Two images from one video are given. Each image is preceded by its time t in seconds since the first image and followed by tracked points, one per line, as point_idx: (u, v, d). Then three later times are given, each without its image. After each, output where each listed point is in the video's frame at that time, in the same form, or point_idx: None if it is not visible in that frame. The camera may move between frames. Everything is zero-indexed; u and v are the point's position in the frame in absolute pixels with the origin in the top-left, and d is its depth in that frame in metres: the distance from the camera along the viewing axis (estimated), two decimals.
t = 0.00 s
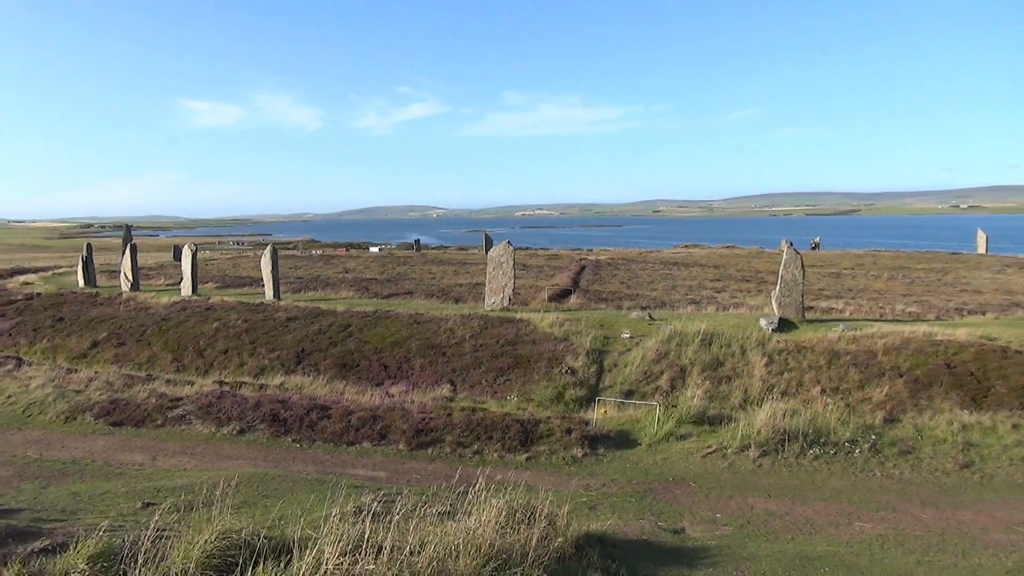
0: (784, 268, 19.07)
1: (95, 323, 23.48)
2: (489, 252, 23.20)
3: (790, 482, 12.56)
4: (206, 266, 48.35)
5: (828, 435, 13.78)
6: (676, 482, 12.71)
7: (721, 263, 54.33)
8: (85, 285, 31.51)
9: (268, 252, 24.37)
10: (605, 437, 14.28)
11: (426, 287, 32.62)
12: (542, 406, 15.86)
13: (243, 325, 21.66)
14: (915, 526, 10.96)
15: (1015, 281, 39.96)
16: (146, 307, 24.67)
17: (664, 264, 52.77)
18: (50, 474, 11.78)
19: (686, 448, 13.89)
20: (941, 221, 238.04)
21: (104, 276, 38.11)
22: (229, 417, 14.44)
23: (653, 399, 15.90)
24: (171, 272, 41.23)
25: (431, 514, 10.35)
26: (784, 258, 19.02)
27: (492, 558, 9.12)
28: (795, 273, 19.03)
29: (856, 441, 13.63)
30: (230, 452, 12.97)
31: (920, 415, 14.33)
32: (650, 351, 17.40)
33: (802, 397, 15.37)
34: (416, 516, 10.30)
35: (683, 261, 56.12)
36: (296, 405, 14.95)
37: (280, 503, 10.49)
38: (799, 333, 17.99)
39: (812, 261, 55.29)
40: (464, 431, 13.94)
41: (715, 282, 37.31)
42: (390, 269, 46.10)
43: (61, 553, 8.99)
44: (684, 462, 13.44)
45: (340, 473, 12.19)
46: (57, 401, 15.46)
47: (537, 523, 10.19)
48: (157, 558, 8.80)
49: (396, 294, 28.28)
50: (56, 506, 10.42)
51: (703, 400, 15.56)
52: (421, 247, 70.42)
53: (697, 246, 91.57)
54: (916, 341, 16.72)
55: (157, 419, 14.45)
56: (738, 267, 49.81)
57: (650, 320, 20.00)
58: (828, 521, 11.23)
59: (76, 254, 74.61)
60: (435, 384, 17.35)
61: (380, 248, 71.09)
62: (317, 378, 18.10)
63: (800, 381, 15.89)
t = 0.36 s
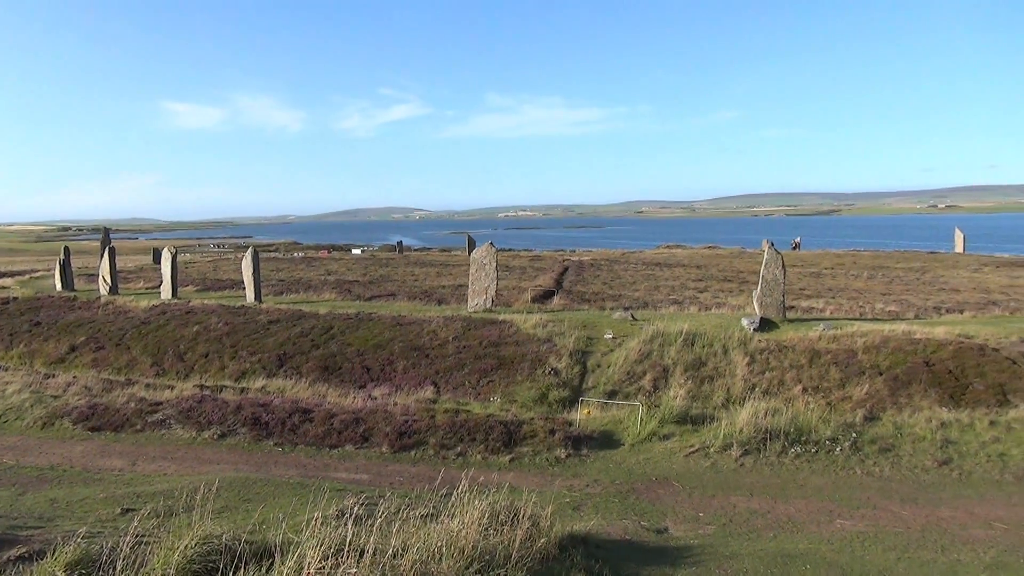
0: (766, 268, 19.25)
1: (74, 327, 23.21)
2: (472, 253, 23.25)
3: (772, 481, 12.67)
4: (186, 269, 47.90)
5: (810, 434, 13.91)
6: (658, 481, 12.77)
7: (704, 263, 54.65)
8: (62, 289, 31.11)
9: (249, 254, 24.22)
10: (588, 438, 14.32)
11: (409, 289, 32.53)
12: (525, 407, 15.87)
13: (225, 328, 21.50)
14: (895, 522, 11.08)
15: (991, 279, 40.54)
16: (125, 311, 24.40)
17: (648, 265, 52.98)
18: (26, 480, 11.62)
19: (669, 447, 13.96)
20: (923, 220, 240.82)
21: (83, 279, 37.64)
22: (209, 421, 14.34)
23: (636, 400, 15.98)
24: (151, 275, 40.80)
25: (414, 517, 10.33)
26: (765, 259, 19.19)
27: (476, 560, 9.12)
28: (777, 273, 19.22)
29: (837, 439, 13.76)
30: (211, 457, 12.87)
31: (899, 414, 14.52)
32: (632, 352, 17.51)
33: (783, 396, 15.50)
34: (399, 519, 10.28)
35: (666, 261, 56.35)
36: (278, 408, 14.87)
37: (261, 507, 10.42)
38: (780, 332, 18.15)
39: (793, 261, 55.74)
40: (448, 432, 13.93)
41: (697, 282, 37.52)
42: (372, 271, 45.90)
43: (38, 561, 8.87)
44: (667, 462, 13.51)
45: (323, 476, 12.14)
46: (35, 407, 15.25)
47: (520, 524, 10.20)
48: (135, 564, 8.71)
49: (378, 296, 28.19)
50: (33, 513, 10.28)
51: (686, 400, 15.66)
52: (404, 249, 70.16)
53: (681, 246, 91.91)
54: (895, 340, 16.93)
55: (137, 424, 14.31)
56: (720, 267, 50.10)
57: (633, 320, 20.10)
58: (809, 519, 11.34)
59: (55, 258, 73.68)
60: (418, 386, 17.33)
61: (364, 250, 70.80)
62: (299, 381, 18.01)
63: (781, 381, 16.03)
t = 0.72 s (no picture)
0: (742, 269, 19.45)
1: (45, 331, 22.83)
2: (451, 254, 23.24)
3: (749, 480, 12.79)
4: (161, 272, 47.26)
5: (786, 433, 14.07)
6: (636, 482, 12.85)
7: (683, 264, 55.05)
8: (33, 292, 30.59)
9: (226, 256, 24.02)
10: (566, 439, 14.38)
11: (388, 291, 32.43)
12: (504, 408, 15.89)
13: (201, 331, 21.30)
14: (869, 520, 11.24)
15: (963, 279, 41.30)
16: (98, 314, 24.06)
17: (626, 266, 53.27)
18: None
19: (647, 447, 14.05)
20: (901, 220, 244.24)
21: (54, 282, 37.03)
22: (184, 425, 14.21)
23: (614, 401, 16.07)
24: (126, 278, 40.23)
25: (392, 520, 10.30)
26: (741, 259, 19.40)
27: (454, 562, 9.12)
28: (753, 273, 19.43)
29: (813, 438, 13.92)
30: (185, 462, 12.75)
31: (873, 412, 14.73)
32: (611, 353, 17.62)
33: (759, 396, 15.67)
34: (376, 522, 10.25)
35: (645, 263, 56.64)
36: (254, 412, 14.76)
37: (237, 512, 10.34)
38: (756, 333, 18.34)
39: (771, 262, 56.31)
40: (426, 435, 13.92)
41: (676, 283, 37.78)
42: (351, 273, 45.66)
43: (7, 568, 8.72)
44: (645, 462, 13.60)
45: (299, 480, 12.07)
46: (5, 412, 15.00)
47: (498, 525, 10.21)
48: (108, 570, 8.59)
49: (356, 298, 28.06)
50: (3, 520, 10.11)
51: (663, 401, 15.78)
52: (383, 251, 69.83)
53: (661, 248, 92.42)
54: (869, 339, 17.19)
55: (111, 429, 14.13)
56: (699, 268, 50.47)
57: (612, 321, 20.21)
58: (785, 517, 11.48)
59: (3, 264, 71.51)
60: (396, 388, 17.28)
61: (341, 252, 70.41)
62: (277, 384, 17.88)
63: (757, 381, 16.20)
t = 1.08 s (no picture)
0: (716, 270, 19.65)
1: (13, 335, 22.40)
2: (427, 256, 23.18)
3: (724, 480, 12.92)
4: (133, 274, 46.46)
5: (759, 433, 14.24)
6: (611, 482, 12.93)
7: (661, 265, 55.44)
8: None
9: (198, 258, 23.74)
10: (542, 440, 14.43)
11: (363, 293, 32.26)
12: (480, 410, 15.89)
13: (174, 334, 21.04)
14: (842, 518, 11.41)
15: (933, 279, 42.08)
16: (66, 318, 23.65)
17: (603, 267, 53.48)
18: None
19: (623, 448, 14.14)
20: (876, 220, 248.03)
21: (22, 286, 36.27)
22: (156, 429, 14.05)
23: (589, 402, 16.14)
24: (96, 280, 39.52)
25: (368, 523, 10.26)
26: (716, 260, 19.59)
27: (430, 564, 9.11)
28: (727, 274, 19.62)
29: (786, 438, 14.10)
30: (156, 467, 12.60)
31: (845, 412, 14.95)
32: (587, 354, 17.71)
33: (733, 396, 15.83)
34: (352, 525, 10.20)
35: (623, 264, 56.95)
36: (227, 416, 14.62)
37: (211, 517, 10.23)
38: (731, 333, 18.54)
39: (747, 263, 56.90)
40: (402, 437, 13.89)
41: (652, 284, 38.04)
42: (326, 274, 45.30)
43: None
44: (621, 462, 13.67)
45: (274, 484, 11.99)
46: None
47: (474, 527, 10.22)
48: None
49: (332, 301, 27.89)
50: None
51: (639, 401, 15.89)
52: (358, 253, 69.33)
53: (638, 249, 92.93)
54: (841, 339, 17.45)
55: (80, 434, 13.92)
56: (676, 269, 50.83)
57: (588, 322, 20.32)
58: (759, 515, 11.62)
59: None
60: (372, 391, 17.21)
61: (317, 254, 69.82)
62: (251, 387, 17.72)
63: (732, 381, 16.37)
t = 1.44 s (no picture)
0: (695, 271, 19.81)
1: None
2: (408, 257, 23.15)
3: (703, 479, 13.03)
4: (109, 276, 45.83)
5: (738, 432, 14.38)
6: (592, 482, 12.99)
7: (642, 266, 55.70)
8: None
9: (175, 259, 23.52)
10: (522, 441, 14.47)
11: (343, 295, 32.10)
12: (460, 411, 15.89)
13: (151, 337, 20.82)
14: (819, 515, 11.55)
15: (910, 279, 42.66)
16: (39, 321, 23.29)
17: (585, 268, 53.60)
18: None
19: (603, 448, 14.22)
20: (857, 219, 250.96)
21: None
22: (132, 434, 13.91)
23: (569, 403, 16.21)
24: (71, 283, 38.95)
25: (348, 525, 10.23)
26: (695, 261, 19.75)
27: (410, 566, 9.09)
28: (706, 275, 19.79)
29: (764, 437, 14.25)
30: (132, 472, 12.48)
31: (822, 411, 15.13)
32: (567, 355, 17.79)
33: (712, 396, 15.96)
34: (331, 528, 10.17)
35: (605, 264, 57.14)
36: (205, 419, 14.51)
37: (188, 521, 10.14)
38: (710, 333, 18.71)
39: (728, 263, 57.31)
40: (382, 439, 13.87)
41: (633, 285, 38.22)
42: (307, 276, 44.99)
43: None
44: (600, 463, 13.74)
45: (252, 487, 11.92)
46: None
47: (455, 528, 10.22)
48: None
49: (311, 302, 27.73)
50: None
51: (619, 402, 15.98)
52: (339, 254, 68.89)
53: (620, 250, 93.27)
54: (818, 339, 17.67)
55: (55, 440, 13.72)
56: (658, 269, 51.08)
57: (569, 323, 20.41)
58: (737, 514, 11.73)
59: None
60: (352, 393, 17.15)
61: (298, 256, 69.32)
62: (230, 390, 17.58)
63: (711, 381, 16.51)
